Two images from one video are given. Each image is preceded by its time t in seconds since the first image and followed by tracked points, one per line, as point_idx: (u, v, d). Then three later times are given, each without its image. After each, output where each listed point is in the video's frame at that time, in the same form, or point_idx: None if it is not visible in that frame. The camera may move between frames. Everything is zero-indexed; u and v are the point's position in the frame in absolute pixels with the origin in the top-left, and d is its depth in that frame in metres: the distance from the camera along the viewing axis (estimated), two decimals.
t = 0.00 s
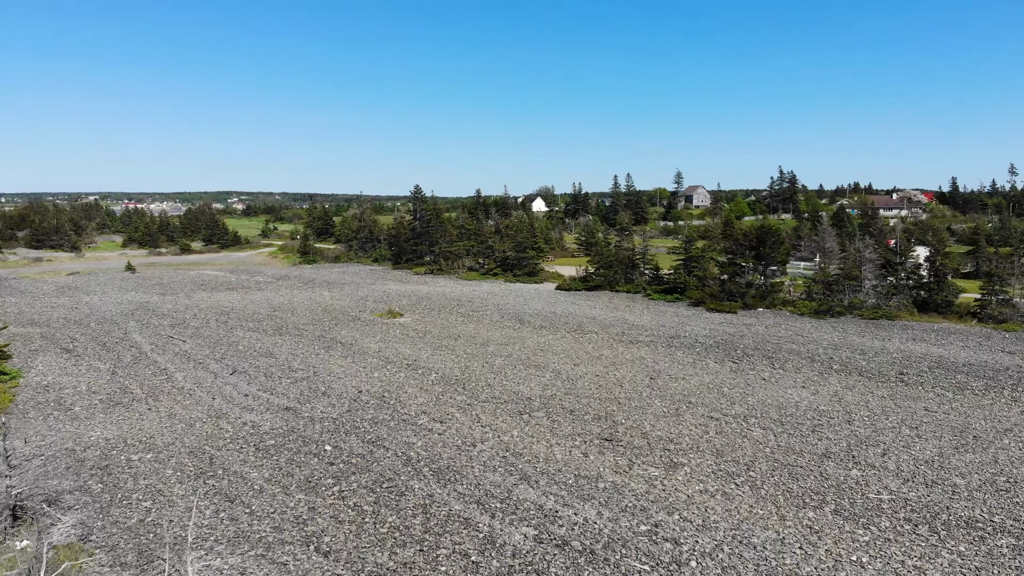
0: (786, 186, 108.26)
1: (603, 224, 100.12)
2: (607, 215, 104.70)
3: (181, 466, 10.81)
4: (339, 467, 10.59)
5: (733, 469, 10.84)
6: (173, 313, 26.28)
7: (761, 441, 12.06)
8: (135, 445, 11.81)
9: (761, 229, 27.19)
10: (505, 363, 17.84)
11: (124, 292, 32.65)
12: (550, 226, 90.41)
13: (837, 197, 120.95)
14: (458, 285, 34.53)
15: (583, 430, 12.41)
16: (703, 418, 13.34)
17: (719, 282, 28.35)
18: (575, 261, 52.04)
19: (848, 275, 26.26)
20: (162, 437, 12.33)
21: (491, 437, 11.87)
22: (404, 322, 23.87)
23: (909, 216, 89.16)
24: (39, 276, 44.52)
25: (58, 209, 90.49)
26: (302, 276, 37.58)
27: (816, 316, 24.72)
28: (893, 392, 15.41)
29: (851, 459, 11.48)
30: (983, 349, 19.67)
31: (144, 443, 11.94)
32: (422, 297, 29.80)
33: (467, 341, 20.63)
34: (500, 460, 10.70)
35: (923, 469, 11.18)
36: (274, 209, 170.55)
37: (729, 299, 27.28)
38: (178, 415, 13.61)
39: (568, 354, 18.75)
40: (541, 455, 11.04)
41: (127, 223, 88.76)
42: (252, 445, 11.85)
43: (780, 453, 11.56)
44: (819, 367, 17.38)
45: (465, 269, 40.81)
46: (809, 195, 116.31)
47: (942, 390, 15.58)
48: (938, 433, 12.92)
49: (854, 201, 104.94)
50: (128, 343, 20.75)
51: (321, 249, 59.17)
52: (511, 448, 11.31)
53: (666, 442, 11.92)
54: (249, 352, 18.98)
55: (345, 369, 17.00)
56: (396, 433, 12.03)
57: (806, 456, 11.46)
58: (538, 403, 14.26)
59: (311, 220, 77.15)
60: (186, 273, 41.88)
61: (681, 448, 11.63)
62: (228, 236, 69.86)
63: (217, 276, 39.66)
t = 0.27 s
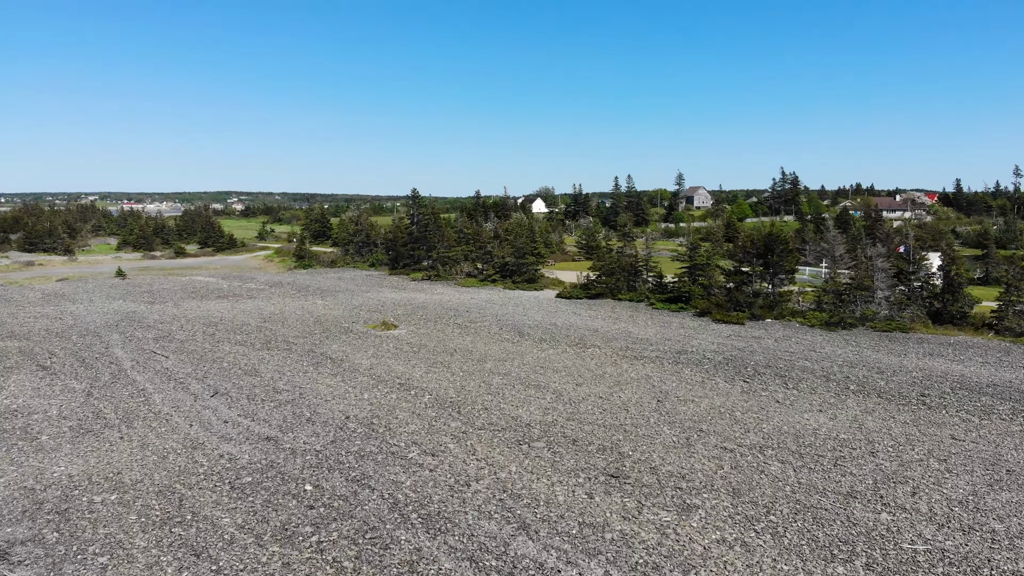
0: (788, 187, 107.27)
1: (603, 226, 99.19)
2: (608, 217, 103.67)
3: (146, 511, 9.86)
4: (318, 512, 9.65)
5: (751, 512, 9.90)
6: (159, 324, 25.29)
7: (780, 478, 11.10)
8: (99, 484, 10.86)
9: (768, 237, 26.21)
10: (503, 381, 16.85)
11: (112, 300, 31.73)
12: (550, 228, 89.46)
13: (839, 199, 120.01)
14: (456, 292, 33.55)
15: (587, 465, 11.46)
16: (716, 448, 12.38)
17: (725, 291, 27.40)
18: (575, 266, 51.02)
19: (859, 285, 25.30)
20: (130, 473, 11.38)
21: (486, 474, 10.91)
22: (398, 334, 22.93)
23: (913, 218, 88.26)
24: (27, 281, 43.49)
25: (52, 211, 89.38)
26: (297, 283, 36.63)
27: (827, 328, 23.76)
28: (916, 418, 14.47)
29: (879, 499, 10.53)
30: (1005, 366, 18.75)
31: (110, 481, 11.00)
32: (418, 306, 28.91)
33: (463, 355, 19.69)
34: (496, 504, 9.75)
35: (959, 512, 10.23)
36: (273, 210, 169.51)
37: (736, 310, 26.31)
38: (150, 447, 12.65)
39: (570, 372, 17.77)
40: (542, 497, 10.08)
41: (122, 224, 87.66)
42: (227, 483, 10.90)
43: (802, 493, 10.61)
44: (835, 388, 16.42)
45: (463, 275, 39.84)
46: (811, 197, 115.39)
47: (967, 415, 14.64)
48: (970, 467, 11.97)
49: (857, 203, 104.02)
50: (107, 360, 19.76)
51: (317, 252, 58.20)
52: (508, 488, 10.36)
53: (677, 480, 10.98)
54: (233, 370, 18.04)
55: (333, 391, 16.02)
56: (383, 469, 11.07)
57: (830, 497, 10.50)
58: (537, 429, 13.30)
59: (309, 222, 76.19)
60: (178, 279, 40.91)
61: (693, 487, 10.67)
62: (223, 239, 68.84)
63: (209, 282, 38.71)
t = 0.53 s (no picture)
0: (791, 188, 106.32)
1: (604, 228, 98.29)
2: (608, 219, 102.67)
3: (105, 563, 8.92)
4: (294, 565, 8.70)
5: (773, 563, 8.96)
6: (145, 336, 24.33)
7: (802, 521, 10.15)
8: (57, 529, 9.93)
9: (777, 245, 25.22)
10: (501, 402, 15.90)
11: (100, 309, 30.83)
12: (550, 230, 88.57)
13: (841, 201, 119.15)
14: (454, 300, 32.63)
15: (591, 504, 10.54)
16: (730, 484, 11.44)
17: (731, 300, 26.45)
18: (576, 271, 50.06)
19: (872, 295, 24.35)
20: (93, 515, 10.45)
21: (481, 517, 9.96)
22: (391, 347, 22.00)
23: (917, 221, 87.37)
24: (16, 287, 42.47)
25: (47, 213, 88.37)
26: (291, 290, 35.70)
27: (839, 341, 22.82)
28: (942, 447, 13.54)
29: (912, 547, 9.57)
30: None
31: (70, 525, 10.06)
32: (415, 315, 27.99)
33: (459, 371, 18.76)
34: (491, 557, 8.80)
35: (1001, 562, 9.27)
36: (271, 211, 168.73)
37: (743, 321, 25.36)
38: (119, 482, 11.71)
39: (572, 391, 16.81)
40: (542, 547, 9.14)
41: (118, 227, 86.67)
42: (197, 526, 9.96)
43: (827, 540, 9.66)
44: (853, 410, 15.47)
45: (461, 281, 38.89)
46: (813, 199, 114.54)
47: (996, 443, 13.71)
48: (1006, 506, 11.03)
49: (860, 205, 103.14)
50: (85, 377, 18.81)
51: (314, 256, 57.25)
52: (505, 535, 9.40)
53: (690, 523, 10.02)
54: (216, 389, 17.09)
55: (320, 414, 15.07)
56: (369, 511, 10.13)
57: (858, 545, 9.55)
58: (537, 461, 12.34)
59: (306, 225, 75.17)
60: (170, 285, 39.99)
61: (708, 533, 9.72)
62: (219, 242, 67.89)
63: (201, 289, 37.79)
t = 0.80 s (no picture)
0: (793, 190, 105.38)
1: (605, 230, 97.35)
2: (609, 221, 101.68)
3: None
4: None
5: None
6: (128, 350, 23.36)
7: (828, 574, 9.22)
8: None
9: (787, 254, 24.25)
10: (497, 427, 14.92)
11: (86, 318, 29.90)
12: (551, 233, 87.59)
13: (843, 202, 118.27)
14: (451, 309, 31.68)
15: (596, 552, 9.63)
16: (747, 526, 10.49)
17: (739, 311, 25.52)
18: (576, 276, 49.09)
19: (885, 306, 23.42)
20: (51, 564, 9.52)
21: (475, 571, 9.01)
22: (385, 361, 21.04)
23: (921, 223, 86.50)
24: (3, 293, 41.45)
25: (41, 216, 87.29)
26: (284, 297, 34.74)
27: (852, 355, 21.89)
28: (972, 481, 12.58)
29: None
30: None
31: None
32: (411, 326, 27.04)
33: (455, 389, 17.80)
34: None
35: None
36: (270, 213, 167.71)
37: (751, 332, 24.40)
38: (83, 523, 10.77)
39: (573, 413, 15.85)
40: None
41: (113, 229, 85.58)
42: None
43: None
44: (873, 437, 14.54)
45: (460, 288, 37.92)
46: (815, 200, 113.59)
47: None
48: None
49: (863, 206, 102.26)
50: (61, 397, 17.85)
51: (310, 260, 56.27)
52: None
53: None
54: (197, 412, 16.14)
55: (305, 441, 14.11)
56: (353, 562, 9.22)
57: None
58: (536, 498, 11.40)
59: (303, 228, 74.19)
60: (161, 292, 39.04)
61: None
62: (214, 245, 66.82)
63: (193, 296, 36.86)
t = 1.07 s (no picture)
0: (795, 192, 104.39)
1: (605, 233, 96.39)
2: (610, 223, 100.69)
3: None
4: None
5: None
6: (111, 364, 22.43)
7: None
8: None
9: (797, 263, 23.33)
10: (494, 453, 13.98)
11: (72, 328, 28.93)
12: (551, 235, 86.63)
13: (846, 204, 117.32)
14: (449, 318, 30.69)
15: None
16: None
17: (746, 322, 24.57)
18: (577, 282, 48.05)
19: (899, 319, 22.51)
20: None
21: None
22: (377, 377, 20.06)
23: (925, 226, 85.57)
24: None
25: (36, 218, 86.28)
26: (277, 305, 33.77)
27: (866, 370, 20.99)
28: (1005, 518, 11.65)
29: None
30: None
31: None
32: (406, 336, 26.05)
33: (450, 409, 16.82)
34: None
35: None
36: (268, 213, 166.73)
37: (760, 345, 23.49)
38: (39, 572, 9.83)
39: (576, 437, 14.90)
40: None
41: (108, 231, 84.57)
42: None
43: None
44: (896, 466, 13.60)
45: (458, 294, 36.91)
46: (818, 202, 112.64)
47: None
48: None
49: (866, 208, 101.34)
50: (34, 419, 16.92)
51: (306, 264, 55.26)
52: None
53: None
54: (177, 438, 15.18)
55: (288, 471, 13.17)
56: None
57: None
58: (536, 541, 10.46)
59: (300, 230, 73.16)
60: (152, 299, 38.10)
61: None
62: (209, 248, 65.82)
63: (184, 304, 35.89)
